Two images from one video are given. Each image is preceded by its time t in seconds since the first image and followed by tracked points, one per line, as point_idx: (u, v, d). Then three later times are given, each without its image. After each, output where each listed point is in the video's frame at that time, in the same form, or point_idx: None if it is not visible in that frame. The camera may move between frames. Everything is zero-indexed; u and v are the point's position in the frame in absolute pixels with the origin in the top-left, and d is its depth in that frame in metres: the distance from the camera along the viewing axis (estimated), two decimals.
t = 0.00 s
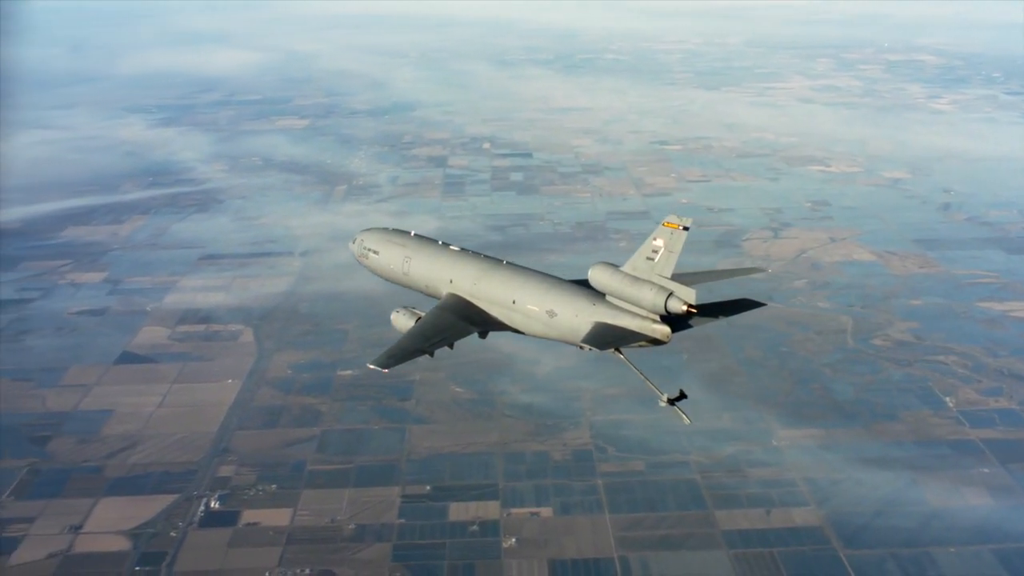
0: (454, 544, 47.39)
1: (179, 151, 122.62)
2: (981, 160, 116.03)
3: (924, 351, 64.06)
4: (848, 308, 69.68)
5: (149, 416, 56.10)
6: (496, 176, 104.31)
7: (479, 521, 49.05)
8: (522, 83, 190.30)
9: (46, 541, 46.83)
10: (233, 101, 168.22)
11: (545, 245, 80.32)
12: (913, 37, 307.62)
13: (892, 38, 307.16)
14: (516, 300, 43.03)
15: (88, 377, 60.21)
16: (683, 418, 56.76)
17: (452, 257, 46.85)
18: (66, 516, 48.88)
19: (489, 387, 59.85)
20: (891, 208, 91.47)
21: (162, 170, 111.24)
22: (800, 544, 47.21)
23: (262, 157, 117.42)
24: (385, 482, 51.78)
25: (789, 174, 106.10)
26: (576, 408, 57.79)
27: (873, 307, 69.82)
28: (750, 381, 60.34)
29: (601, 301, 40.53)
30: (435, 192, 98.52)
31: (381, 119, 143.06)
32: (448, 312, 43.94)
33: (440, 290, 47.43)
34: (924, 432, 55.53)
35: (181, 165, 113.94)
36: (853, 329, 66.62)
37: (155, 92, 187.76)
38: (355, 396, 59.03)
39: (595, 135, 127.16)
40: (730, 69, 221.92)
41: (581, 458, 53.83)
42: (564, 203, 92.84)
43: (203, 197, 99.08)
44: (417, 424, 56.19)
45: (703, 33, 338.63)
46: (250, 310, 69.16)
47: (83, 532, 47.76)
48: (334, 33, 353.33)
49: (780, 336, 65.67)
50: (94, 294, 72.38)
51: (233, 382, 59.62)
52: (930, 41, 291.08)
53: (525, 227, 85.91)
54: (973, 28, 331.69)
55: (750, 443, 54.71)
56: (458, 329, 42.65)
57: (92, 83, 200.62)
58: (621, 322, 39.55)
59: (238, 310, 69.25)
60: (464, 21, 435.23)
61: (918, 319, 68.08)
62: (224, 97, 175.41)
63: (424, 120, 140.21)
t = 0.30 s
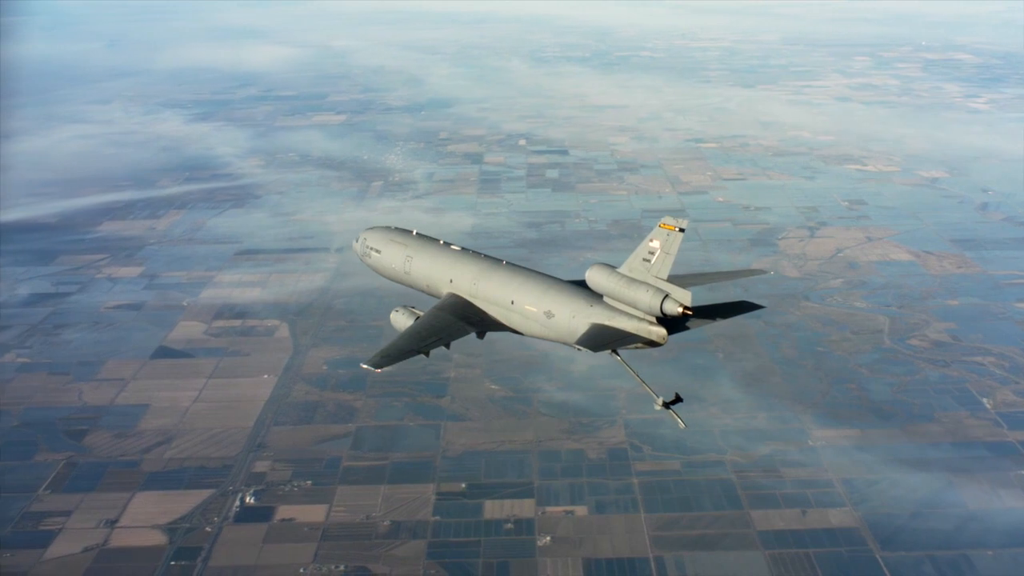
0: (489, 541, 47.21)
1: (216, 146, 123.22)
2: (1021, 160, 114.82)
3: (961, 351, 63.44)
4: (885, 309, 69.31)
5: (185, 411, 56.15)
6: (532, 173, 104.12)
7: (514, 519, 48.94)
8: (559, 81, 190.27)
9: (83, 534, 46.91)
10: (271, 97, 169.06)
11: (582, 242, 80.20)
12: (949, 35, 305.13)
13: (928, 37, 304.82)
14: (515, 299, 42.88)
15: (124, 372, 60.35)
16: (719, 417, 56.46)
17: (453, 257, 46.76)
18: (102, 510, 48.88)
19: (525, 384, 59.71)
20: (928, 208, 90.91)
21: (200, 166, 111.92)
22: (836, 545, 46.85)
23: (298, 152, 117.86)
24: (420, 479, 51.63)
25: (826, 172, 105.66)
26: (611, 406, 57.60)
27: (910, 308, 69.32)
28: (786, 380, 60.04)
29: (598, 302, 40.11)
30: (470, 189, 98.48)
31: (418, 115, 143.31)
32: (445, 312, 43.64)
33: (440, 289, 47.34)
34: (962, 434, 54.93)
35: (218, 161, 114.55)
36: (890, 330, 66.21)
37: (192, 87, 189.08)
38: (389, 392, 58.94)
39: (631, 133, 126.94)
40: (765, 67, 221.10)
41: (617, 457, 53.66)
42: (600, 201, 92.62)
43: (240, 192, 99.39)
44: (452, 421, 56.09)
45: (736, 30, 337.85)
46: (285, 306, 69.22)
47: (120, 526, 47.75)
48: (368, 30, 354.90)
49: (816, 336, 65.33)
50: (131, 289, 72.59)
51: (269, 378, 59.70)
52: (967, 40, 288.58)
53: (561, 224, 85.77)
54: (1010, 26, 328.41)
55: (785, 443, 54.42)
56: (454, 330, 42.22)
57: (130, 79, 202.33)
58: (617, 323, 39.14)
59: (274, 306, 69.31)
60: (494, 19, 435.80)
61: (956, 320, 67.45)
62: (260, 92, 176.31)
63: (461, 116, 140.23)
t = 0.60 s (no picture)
0: (525, 540, 47.14)
1: (254, 142, 123.49)
2: None
3: (1001, 353, 62.62)
4: (924, 310, 68.76)
5: (222, 407, 56.17)
6: (569, 171, 103.76)
7: (550, 518, 48.76)
8: (596, 78, 189.50)
9: (120, 529, 47.01)
10: (310, 93, 169.19)
11: (619, 240, 79.99)
12: (989, 33, 301.42)
13: (968, 36, 301.55)
14: (514, 300, 43.74)
15: (162, 366, 60.44)
16: (756, 417, 56.13)
17: (454, 257, 47.58)
18: (139, 505, 48.94)
19: (561, 382, 59.44)
20: (968, 209, 90.17)
21: (238, 162, 112.26)
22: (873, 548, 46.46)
23: (336, 149, 117.87)
24: (455, 477, 51.50)
25: (864, 172, 105.04)
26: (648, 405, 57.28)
27: (949, 309, 68.69)
28: (824, 381, 59.65)
29: (595, 304, 41.04)
30: (507, 186, 98.31)
31: (455, 112, 143.02)
32: (444, 312, 44.57)
33: (441, 289, 48.20)
34: (1001, 437, 54.24)
35: (256, 156, 114.89)
36: (929, 331, 65.75)
37: (230, 83, 189.79)
38: (425, 389, 58.85)
39: (669, 131, 126.40)
40: (803, 66, 219.89)
41: (654, 457, 53.39)
42: (639, 200, 92.16)
43: (277, 188, 99.39)
44: (489, 420, 55.99)
45: (770, 29, 335.95)
46: (322, 302, 69.13)
47: (156, 521, 47.80)
48: (402, 27, 355.13)
49: (854, 337, 64.88)
50: (169, 284, 72.70)
51: (305, 375, 59.61)
52: (1007, 38, 285.05)
53: (598, 222, 85.51)
54: None
55: (823, 445, 54.07)
56: (452, 330, 43.17)
57: (169, 75, 203.39)
58: (613, 325, 40.02)
59: (310, 302, 69.25)
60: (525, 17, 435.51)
61: (995, 322, 66.64)
62: (298, 88, 176.80)
63: (499, 114, 139.82)
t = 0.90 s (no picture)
0: (560, 540, 46.91)
1: (291, 139, 123.83)
2: None
3: None
4: (962, 312, 68.21)
5: (257, 403, 56.21)
6: (605, 170, 103.47)
7: (586, 517, 48.57)
8: (632, 76, 188.98)
9: (156, 524, 47.05)
10: (346, 89, 169.39)
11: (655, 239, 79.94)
12: None
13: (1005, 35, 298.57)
14: (511, 300, 43.90)
15: (197, 361, 60.54)
16: (793, 418, 55.81)
17: (454, 257, 47.81)
18: (175, 500, 48.93)
19: (598, 380, 59.19)
20: (1008, 210, 89.46)
21: (275, 157, 112.63)
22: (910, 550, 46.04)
23: (372, 145, 118.00)
24: (490, 475, 51.39)
25: (902, 172, 104.46)
26: (684, 405, 56.95)
27: (987, 311, 68.01)
28: (861, 382, 59.28)
29: (591, 305, 41.10)
30: (544, 184, 98.22)
31: (491, 109, 142.86)
32: (442, 312, 44.77)
33: (441, 289, 48.42)
34: None
35: (293, 152, 115.15)
36: (967, 333, 65.27)
37: (266, 79, 190.17)
38: (461, 387, 58.80)
39: (705, 130, 125.90)
40: (840, 65, 218.35)
41: (690, 457, 53.07)
42: (675, 199, 91.85)
43: (314, 184, 99.44)
44: (524, 418, 55.84)
45: (804, 27, 333.88)
46: (357, 299, 69.05)
47: (192, 517, 47.77)
48: (436, 23, 355.16)
49: (891, 338, 64.49)
50: (206, 279, 72.85)
51: (340, 372, 59.58)
52: None
53: (635, 221, 85.39)
54: None
55: (860, 446, 53.62)
56: (448, 331, 43.34)
57: (206, 70, 204.51)
58: (609, 327, 40.04)
59: (346, 298, 69.19)
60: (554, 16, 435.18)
61: None
62: (335, 84, 177.04)
63: (536, 112, 139.44)
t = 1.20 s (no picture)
0: (593, 540, 46.77)
1: (327, 135, 123.98)
2: None
3: None
4: (1000, 314, 67.50)
5: (291, 399, 56.25)
6: (641, 168, 103.14)
7: (619, 517, 48.51)
8: (668, 73, 187.88)
9: (191, 519, 47.18)
10: (382, 86, 169.17)
11: (691, 238, 79.80)
12: None
13: None
14: (508, 300, 43.46)
15: (231, 357, 60.60)
16: (828, 419, 55.43)
17: (452, 256, 47.31)
18: (209, 496, 48.92)
19: (633, 379, 58.93)
20: None
21: (312, 153, 112.77)
22: (946, 554, 45.55)
23: (408, 142, 118.11)
24: (524, 474, 51.22)
25: (939, 173, 103.63)
26: (719, 404, 56.59)
27: None
28: (897, 383, 58.78)
29: (586, 305, 40.73)
30: (580, 182, 98.00)
31: (527, 107, 142.41)
32: (439, 311, 44.39)
33: (440, 288, 47.96)
34: None
35: (329, 148, 115.30)
36: (1005, 335, 64.62)
37: (302, 75, 190.16)
38: (496, 385, 58.72)
39: (742, 129, 125.22)
40: (877, 64, 216.28)
41: (724, 457, 52.70)
42: (711, 198, 91.46)
43: (350, 180, 99.50)
44: (559, 417, 55.58)
45: (838, 24, 330.36)
46: (392, 296, 68.93)
47: (226, 512, 47.81)
48: (469, 20, 353.98)
49: (927, 340, 64.02)
50: (241, 275, 72.96)
51: (375, 368, 59.71)
52: None
53: (671, 220, 85.18)
54: None
55: (896, 447, 53.12)
56: (443, 330, 43.05)
57: (245, 66, 205.71)
58: (603, 329, 39.72)
59: (380, 295, 69.05)
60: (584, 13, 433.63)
61: None
62: (372, 80, 176.86)
63: (572, 109, 138.92)
